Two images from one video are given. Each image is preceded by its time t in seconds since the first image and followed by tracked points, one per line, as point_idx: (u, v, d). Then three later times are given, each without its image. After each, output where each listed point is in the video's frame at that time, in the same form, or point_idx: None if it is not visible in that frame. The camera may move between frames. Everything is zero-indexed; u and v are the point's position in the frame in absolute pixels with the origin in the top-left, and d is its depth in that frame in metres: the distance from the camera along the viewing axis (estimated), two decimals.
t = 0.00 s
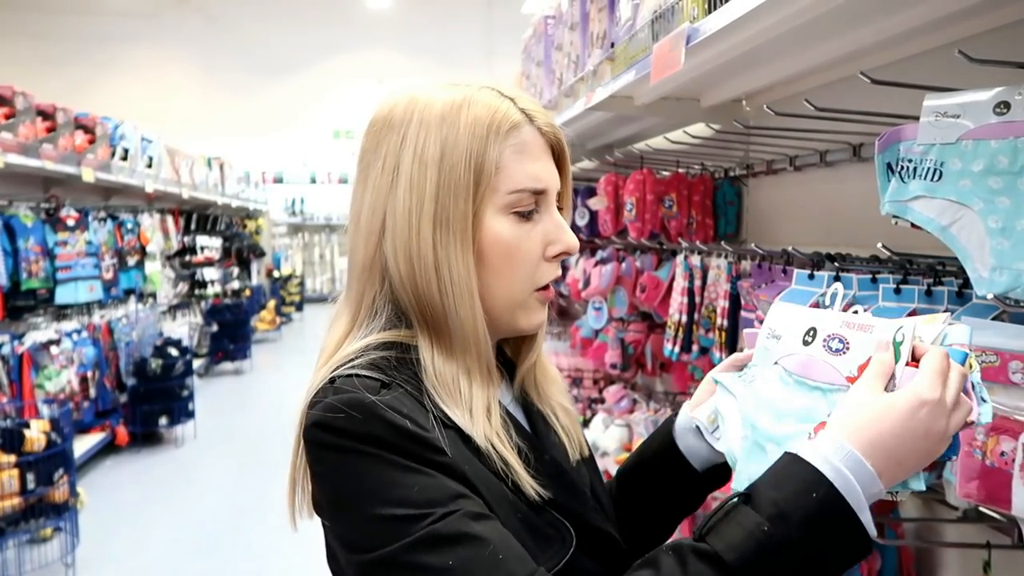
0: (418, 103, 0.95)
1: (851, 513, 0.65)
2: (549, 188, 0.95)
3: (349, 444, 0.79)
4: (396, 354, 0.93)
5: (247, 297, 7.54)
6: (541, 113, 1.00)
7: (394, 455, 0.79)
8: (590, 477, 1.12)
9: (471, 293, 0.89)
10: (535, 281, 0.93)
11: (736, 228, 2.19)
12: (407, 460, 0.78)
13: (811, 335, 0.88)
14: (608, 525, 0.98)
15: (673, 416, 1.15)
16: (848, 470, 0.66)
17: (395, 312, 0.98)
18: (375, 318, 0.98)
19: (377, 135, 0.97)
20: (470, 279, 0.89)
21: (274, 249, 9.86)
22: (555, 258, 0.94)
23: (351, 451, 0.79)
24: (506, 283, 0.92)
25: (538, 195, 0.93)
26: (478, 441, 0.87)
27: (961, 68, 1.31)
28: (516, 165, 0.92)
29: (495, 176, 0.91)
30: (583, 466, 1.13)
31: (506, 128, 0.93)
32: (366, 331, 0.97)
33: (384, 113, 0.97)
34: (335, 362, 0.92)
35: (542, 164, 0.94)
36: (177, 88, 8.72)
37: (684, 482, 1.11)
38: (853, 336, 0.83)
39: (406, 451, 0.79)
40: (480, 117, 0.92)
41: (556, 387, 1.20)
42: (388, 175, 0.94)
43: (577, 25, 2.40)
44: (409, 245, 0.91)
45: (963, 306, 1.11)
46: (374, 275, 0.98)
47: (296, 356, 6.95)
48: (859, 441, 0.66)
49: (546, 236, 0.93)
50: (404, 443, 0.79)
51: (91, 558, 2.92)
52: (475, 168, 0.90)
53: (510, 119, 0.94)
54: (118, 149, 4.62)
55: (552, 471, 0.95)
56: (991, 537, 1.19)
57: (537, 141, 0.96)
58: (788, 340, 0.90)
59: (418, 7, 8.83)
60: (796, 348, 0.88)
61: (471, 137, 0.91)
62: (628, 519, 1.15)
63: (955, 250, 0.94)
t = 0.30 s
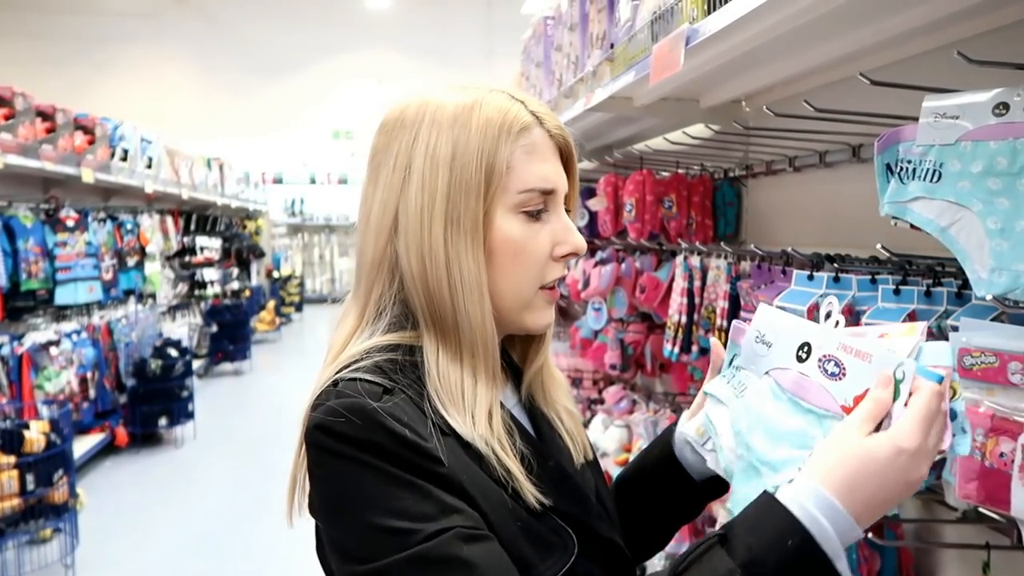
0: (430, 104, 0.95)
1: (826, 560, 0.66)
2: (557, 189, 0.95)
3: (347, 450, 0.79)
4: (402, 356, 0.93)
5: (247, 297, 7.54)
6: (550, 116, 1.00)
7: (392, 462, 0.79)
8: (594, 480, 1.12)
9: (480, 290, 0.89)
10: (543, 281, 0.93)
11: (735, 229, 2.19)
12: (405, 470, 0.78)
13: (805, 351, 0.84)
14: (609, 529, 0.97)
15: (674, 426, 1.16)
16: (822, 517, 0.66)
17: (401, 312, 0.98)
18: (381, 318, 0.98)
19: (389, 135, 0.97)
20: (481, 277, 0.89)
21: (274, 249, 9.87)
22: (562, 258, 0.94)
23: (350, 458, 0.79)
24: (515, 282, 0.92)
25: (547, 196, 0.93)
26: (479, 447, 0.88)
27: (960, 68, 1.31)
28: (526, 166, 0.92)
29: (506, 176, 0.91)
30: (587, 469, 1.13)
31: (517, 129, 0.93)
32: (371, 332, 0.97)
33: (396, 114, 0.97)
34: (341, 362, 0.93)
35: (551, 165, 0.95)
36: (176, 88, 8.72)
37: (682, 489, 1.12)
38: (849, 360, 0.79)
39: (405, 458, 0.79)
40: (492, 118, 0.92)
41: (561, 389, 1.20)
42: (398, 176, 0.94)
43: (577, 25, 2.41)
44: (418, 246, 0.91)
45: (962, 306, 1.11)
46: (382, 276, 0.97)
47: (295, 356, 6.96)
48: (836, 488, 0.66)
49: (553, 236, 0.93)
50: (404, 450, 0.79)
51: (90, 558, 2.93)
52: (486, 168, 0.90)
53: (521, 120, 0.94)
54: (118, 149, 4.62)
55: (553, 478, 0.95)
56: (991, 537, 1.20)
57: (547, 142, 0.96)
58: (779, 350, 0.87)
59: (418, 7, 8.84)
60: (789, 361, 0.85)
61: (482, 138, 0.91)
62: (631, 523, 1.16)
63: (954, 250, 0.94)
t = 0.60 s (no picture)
0: (434, 107, 0.95)
1: None
2: (557, 190, 0.95)
3: (343, 456, 0.79)
4: (401, 359, 0.93)
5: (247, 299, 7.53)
6: (551, 118, 1.00)
7: (386, 470, 0.79)
8: (594, 484, 1.12)
9: (480, 290, 0.90)
10: (542, 282, 0.93)
11: (734, 230, 2.19)
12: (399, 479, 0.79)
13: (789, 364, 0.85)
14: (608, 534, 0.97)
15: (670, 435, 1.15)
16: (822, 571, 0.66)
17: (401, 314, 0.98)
18: (381, 319, 0.98)
19: (392, 137, 0.97)
20: (480, 278, 0.90)
21: (274, 250, 9.87)
22: (562, 259, 0.94)
23: (344, 465, 0.79)
24: (515, 282, 0.92)
25: (547, 197, 0.93)
26: (474, 449, 0.87)
27: (958, 69, 1.31)
28: (526, 168, 0.93)
29: (506, 177, 0.92)
30: (587, 472, 1.13)
31: (518, 131, 0.93)
32: (371, 333, 0.97)
33: (399, 117, 0.97)
34: (341, 364, 0.93)
35: (551, 167, 0.95)
36: (176, 89, 8.73)
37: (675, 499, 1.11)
38: (823, 380, 0.73)
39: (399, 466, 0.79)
40: (493, 120, 0.93)
41: (559, 392, 1.20)
42: (398, 177, 0.94)
43: (576, 26, 2.41)
44: (417, 247, 0.91)
45: (961, 307, 1.11)
46: (382, 277, 0.97)
47: (295, 357, 6.96)
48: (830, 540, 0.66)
49: (553, 238, 0.92)
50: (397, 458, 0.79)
51: (89, 559, 2.93)
52: (486, 169, 0.91)
53: (522, 123, 0.94)
54: (118, 150, 4.63)
55: (551, 482, 0.94)
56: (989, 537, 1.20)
57: (547, 144, 0.96)
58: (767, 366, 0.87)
59: (417, 8, 8.83)
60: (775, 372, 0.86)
61: (483, 140, 0.91)
62: (631, 528, 1.16)
63: (952, 252, 0.93)
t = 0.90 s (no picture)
0: (428, 114, 1.01)
1: (540, 501, 0.56)
2: (543, 185, 0.91)
3: (337, 445, 0.78)
4: (402, 354, 0.93)
5: (246, 300, 7.53)
6: (543, 114, 0.98)
7: (377, 466, 0.77)
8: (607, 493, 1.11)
9: (454, 286, 0.89)
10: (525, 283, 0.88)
11: (733, 231, 2.19)
12: (392, 476, 0.76)
13: (828, 395, 0.90)
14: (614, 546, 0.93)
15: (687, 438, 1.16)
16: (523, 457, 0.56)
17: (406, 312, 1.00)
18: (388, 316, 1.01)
19: (401, 145, 1.03)
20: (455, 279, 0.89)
21: (273, 251, 9.87)
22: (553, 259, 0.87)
23: (339, 458, 0.77)
24: (495, 279, 0.89)
25: (529, 193, 0.90)
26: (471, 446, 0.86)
27: (958, 71, 1.32)
28: (503, 162, 0.92)
29: (481, 176, 0.92)
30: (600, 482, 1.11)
31: (494, 129, 0.93)
32: (384, 325, 1.00)
33: (409, 125, 1.03)
34: (352, 354, 0.97)
35: (534, 163, 0.92)
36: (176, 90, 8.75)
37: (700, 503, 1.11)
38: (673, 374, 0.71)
39: (391, 465, 0.77)
40: (470, 121, 0.94)
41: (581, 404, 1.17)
42: (399, 184, 1.01)
43: (575, 27, 2.41)
44: (403, 249, 0.95)
45: (960, 308, 1.11)
46: (389, 276, 1.01)
47: (295, 358, 6.96)
48: (515, 415, 0.55)
49: (541, 235, 0.87)
50: (391, 455, 0.77)
51: (88, 559, 2.94)
52: (459, 169, 0.92)
53: (500, 120, 0.94)
54: (116, 151, 4.64)
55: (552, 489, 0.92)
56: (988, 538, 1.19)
57: (531, 140, 0.94)
58: (799, 401, 0.91)
59: (416, 9, 8.83)
60: (812, 405, 0.90)
61: (460, 140, 0.93)
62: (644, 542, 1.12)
63: (950, 252, 0.94)
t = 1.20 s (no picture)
0: (434, 115, 1.08)
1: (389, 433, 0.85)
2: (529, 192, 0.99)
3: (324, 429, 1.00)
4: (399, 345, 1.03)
5: (245, 300, 7.53)
6: (541, 120, 1.03)
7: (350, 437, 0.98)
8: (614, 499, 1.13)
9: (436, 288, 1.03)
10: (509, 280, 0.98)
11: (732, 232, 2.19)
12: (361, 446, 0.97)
13: (847, 408, 0.92)
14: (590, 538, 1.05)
15: (701, 450, 1.17)
16: (352, 395, 0.86)
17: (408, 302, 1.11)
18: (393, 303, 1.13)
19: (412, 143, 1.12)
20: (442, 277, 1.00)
21: (272, 252, 9.88)
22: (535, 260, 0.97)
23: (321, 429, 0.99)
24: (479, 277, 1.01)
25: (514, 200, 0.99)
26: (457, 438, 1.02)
27: (956, 73, 1.32)
28: (492, 170, 1.00)
29: (471, 182, 1.01)
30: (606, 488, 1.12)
31: (486, 134, 1.00)
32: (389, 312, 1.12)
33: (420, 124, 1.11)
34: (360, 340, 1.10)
35: (521, 171, 1.00)
36: (175, 91, 8.77)
37: (710, 510, 1.12)
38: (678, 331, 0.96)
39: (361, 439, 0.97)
40: (465, 126, 1.01)
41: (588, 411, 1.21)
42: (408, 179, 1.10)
43: (574, 28, 2.42)
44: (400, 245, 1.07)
45: (958, 310, 1.11)
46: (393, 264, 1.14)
47: (294, 359, 6.96)
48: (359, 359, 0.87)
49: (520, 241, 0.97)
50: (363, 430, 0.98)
51: (88, 560, 2.94)
52: (451, 175, 1.01)
53: (492, 126, 1.00)
54: (116, 152, 4.65)
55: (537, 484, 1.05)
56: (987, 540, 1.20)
57: (523, 147, 1.00)
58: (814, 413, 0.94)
59: (416, 10, 8.83)
60: (830, 417, 0.93)
61: (454, 144, 1.00)
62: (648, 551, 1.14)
63: (949, 254, 0.94)
